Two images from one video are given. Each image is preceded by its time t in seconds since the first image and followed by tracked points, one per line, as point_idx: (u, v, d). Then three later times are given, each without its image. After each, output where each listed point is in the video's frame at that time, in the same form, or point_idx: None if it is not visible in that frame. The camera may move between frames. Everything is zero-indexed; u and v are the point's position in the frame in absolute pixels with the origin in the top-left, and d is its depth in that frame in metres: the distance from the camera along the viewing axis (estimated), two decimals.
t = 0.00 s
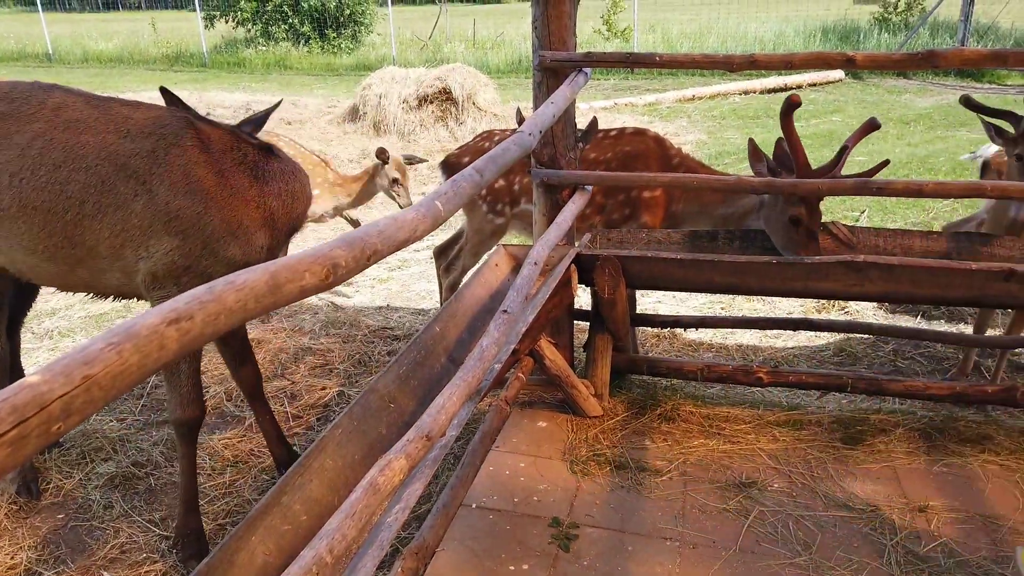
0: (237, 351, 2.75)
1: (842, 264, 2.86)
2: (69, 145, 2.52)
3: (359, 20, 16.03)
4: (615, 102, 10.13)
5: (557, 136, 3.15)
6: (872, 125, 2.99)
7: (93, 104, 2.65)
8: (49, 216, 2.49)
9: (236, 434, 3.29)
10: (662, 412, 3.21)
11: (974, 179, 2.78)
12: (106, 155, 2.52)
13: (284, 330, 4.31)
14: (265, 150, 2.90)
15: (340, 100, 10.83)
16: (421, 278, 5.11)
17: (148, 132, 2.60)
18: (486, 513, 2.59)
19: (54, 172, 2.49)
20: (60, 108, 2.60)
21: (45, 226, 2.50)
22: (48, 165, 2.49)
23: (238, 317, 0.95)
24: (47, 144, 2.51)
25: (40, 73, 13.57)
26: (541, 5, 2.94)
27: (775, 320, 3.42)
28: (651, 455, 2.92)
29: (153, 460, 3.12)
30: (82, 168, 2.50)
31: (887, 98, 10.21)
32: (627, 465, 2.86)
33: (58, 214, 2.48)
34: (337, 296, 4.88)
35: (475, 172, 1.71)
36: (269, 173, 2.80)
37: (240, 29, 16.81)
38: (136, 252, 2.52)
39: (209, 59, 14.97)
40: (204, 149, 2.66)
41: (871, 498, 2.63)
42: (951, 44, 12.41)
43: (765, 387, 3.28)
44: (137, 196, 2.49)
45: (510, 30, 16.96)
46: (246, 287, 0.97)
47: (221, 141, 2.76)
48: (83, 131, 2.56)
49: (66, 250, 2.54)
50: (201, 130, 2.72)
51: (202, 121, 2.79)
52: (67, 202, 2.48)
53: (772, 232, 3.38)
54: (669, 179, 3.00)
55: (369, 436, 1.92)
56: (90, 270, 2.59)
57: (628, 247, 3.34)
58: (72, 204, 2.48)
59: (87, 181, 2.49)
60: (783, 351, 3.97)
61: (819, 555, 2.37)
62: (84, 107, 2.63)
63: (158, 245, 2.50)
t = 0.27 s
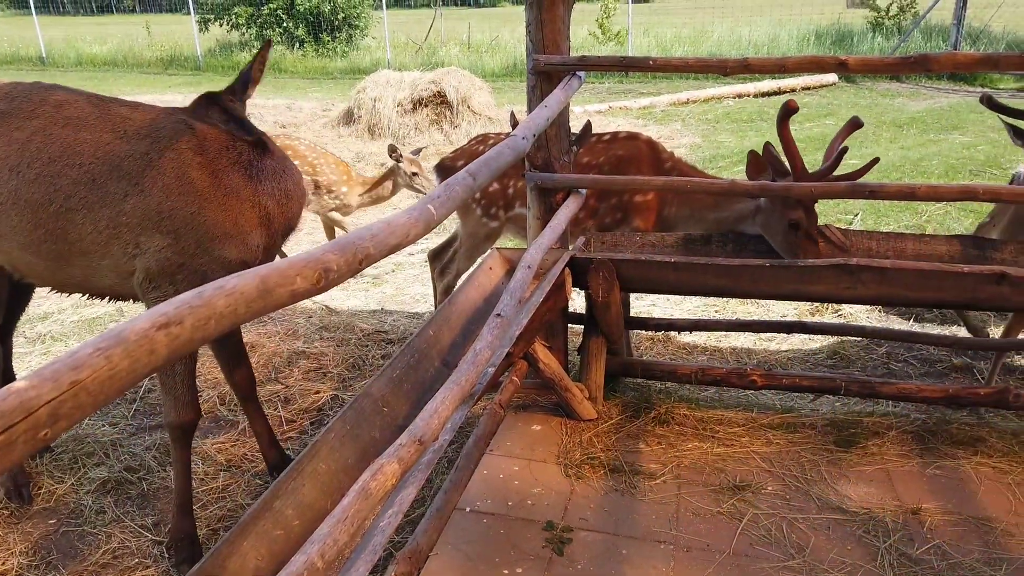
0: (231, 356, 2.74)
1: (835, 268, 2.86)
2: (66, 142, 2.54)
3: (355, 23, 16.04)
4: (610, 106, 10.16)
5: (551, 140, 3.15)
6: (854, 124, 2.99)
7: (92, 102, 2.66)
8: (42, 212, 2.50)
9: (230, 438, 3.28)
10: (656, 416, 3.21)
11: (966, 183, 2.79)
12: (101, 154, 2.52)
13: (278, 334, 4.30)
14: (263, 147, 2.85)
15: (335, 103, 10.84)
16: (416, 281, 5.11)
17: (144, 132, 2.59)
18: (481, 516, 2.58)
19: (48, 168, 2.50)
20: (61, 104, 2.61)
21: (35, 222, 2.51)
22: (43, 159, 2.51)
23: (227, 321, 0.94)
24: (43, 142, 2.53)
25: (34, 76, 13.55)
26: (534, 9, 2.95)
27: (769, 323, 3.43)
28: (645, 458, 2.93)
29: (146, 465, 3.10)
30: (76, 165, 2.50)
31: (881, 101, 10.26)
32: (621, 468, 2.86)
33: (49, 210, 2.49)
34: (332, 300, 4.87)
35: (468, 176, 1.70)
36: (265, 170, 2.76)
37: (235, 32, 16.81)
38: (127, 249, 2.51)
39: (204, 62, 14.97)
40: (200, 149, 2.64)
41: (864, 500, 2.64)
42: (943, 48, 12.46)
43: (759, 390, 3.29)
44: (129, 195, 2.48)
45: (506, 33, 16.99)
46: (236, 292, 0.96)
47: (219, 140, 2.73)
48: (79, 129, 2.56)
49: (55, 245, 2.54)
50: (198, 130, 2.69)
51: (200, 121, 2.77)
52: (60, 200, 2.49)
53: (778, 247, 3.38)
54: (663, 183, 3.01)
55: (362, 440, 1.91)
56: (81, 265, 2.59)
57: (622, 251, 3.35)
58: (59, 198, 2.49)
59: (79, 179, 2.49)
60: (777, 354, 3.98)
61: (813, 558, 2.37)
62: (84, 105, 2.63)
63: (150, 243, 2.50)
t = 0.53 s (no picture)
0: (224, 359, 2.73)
1: (828, 269, 2.87)
2: (49, 148, 2.55)
3: (349, 26, 16.03)
4: (604, 108, 10.18)
5: (544, 142, 3.15)
6: (861, 128, 2.98)
7: (75, 106, 2.66)
8: (26, 216, 2.52)
9: (223, 442, 3.27)
10: (651, 417, 3.21)
11: (958, 184, 2.80)
12: (84, 160, 2.52)
13: (273, 337, 4.29)
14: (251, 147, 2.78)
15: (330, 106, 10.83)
16: (411, 284, 5.11)
17: (127, 138, 2.58)
18: (475, 519, 2.58)
19: (31, 173, 2.51)
20: (46, 108, 2.63)
21: (20, 224, 2.54)
22: (27, 164, 2.52)
23: (217, 325, 0.94)
24: (29, 148, 2.55)
25: (28, 80, 13.52)
26: (527, 12, 2.95)
27: (763, 324, 3.44)
28: (640, 460, 2.93)
29: (139, 469, 3.09)
30: (59, 170, 2.51)
31: (874, 103, 10.30)
32: (615, 470, 2.86)
33: (34, 215, 2.51)
34: (326, 303, 4.87)
35: (460, 179, 1.70)
36: (250, 171, 2.69)
37: (229, 35, 16.79)
38: (116, 256, 2.50)
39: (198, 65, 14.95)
40: (183, 152, 2.61)
41: (858, 502, 2.64)
42: (936, 50, 12.52)
43: (753, 391, 3.30)
44: (112, 200, 2.48)
45: (500, 36, 17.01)
46: (226, 296, 0.96)
47: (203, 143, 2.70)
48: (63, 134, 2.57)
49: (44, 250, 2.55)
50: (180, 133, 2.67)
51: (186, 127, 2.75)
52: (45, 205, 2.50)
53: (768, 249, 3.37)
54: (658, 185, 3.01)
55: (355, 443, 1.91)
56: (69, 271, 2.59)
57: (617, 253, 3.35)
58: (44, 203, 2.50)
59: (63, 184, 2.50)
60: (772, 355, 3.99)
61: (807, 559, 2.37)
62: (67, 109, 2.64)
63: (136, 249, 2.48)
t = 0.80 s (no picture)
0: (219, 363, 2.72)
1: (821, 271, 2.88)
2: (37, 154, 2.54)
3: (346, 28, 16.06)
4: (600, 110, 10.18)
5: (538, 145, 3.14)
6: (865, 145, 2.99)
7: (63, 111, 2.67)
8: (18, 224, 2.51)
9: (217, 445, 3.26)
10: (645, 419, 3.21)
11: (951, 186, 2.80)
12: (74, 165, 2.52)
13: (267, 340, 4.29)
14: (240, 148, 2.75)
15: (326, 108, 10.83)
16: (406, 286, 5.10)
17: (115, 142, 2.58)
18: (469, 522, 2.58)
19: (22, 181, 2.51)
20: (32, 115, 2.63)
21: (13, 232, 2.53)
22: (17, 172, 2.52)
23: (201, 331, 0.94)
24: (18, 156, 2.54)
25: (23, 82, 13.50)
26: (521, 14, 2.96)
27: (757, 326, 3.44)
28: (633, 462, 2.93)
29: (133, 473, 3.08)
30: (49, 177, 2.51)
31: (869, 104, 10.33)
32: (609, 472, 2.86)
33: (25, 222, 2.51)
34: (321, 305, 4.86)
35: (451, 182, 1.70)
36: (239, 173, 2.67)
37: (225, 37, 16.78)
38: (108, 261, 2.49)
39: (194, 68, 14.94)
40: (172, 156, 2.60)
41: (851, 503, 2.64)
42: (931, 51, 12.55)
43: (747, 393, 3.30)
44: (105, 206, 2.47)
45: (497, 37, 17.02)
46: (211, 301, 0.96)
47: (191, 146, 2.68)
48: (53, 140, 2.57)
49: (36, 257, 2.54)
50: (168, 136, 2.67)
51: (174, 129, 2.74)
52: (35, 212, 2.50)
53: (755, 249, 3.35)
54: (651, 187, 3.02)
55: (347, 447, 1.91)
56: (62, 278, 2.59)
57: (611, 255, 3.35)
58: (39, 212, 2.50)
59: (54, 191, 2.50)
60: (767, 357, 4.00)
61: (800, 560, 2.37)
62: (54, 114, 2.64)
63: (128, 255, 2.47)
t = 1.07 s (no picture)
0: (197, 375, 2.71)
1: (801, 279, 2.89)
2: (9, 167, 2.52)
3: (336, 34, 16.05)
4: (589, 116, 10.21)
5: (520, 154, 3.14)
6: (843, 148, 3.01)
7: (36, 124, 2.65)
8: None
9: (198, 458, 3.25)
10: (628, 428, 3.22)
11: (929, 194, 2.82)
12: (48, 178, 2.51)
13: (251, 350, 4.27)
14: (217, 160, 2.75)
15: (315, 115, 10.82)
16: (392, 295, 5.09)
17: (89, 154, 2.57)
18: (449, 534, 2.57)
19: None
20: (5, 127, 2.62)
21: None
22: None
23: (150, 354, 0.93)
24: None
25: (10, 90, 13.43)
26: (501, 24, 2.96)
27: (739, 334, 3.45)
28: (615, 471, 2.93)
29: (112, 486, 3.06)
30: (22, 190, 2.49)
31: (856, 109, 10.39)
32: (591, 482, 2.86)
33: None
34: (306, 314, 4.85)
35: (423, 196, 1.69)
36: (215, 186, 2.67)
37: (214, 44, 16.74)
38: (81, 274, 2.49)
39: (183, 75, 14.90)
40: (148, 168, 2.60)
41: (831, 511, 2.65)
42: (918, 56, 12.64)
43: (730, 401, 3.30)
44: (80, 218, 2.47)
45: (487, 43, 17.05)
46: (161, 323, 0.95)
47: (167, 158, 2.68)
48: (26, 152, 2.56)
49: (6, 270, 2.51)
50: (144, 148, 2.66)
51: (151, 142, 2.74)
52: (7, 225, 2.47)
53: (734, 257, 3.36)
54: (633, 196, 3.02)
55: (322, 462, 1.90)
56: (33, 291, 2.56)
57: (593, 264, 3.35)
58: (10, 224, 2.47)
59: (27, 204, 2.48)
60: (751, 364, 4.01)
61: (779, 570, 2.37)
62: (29, 127, 2.63)
63: (103, 268, 2.47)
